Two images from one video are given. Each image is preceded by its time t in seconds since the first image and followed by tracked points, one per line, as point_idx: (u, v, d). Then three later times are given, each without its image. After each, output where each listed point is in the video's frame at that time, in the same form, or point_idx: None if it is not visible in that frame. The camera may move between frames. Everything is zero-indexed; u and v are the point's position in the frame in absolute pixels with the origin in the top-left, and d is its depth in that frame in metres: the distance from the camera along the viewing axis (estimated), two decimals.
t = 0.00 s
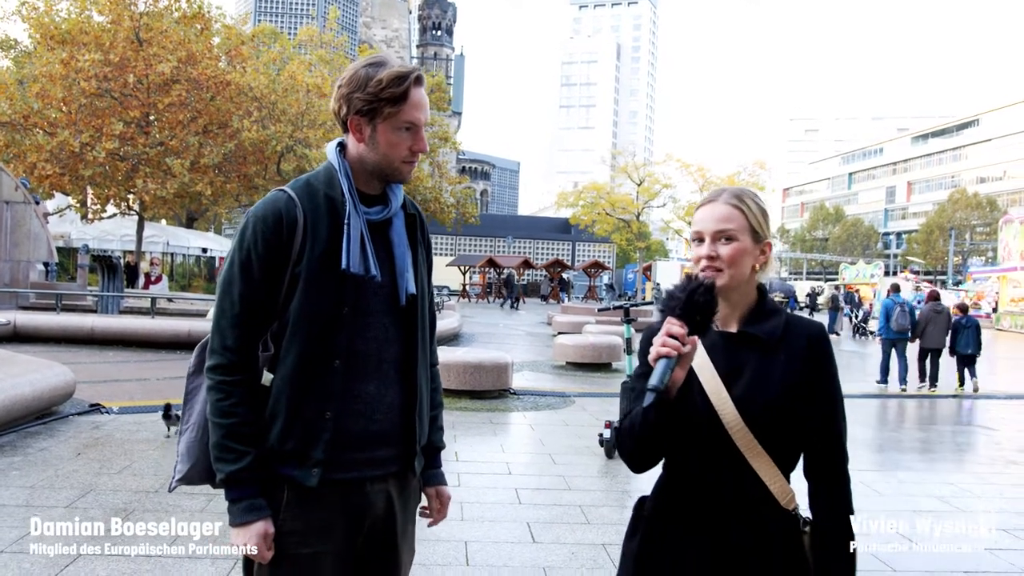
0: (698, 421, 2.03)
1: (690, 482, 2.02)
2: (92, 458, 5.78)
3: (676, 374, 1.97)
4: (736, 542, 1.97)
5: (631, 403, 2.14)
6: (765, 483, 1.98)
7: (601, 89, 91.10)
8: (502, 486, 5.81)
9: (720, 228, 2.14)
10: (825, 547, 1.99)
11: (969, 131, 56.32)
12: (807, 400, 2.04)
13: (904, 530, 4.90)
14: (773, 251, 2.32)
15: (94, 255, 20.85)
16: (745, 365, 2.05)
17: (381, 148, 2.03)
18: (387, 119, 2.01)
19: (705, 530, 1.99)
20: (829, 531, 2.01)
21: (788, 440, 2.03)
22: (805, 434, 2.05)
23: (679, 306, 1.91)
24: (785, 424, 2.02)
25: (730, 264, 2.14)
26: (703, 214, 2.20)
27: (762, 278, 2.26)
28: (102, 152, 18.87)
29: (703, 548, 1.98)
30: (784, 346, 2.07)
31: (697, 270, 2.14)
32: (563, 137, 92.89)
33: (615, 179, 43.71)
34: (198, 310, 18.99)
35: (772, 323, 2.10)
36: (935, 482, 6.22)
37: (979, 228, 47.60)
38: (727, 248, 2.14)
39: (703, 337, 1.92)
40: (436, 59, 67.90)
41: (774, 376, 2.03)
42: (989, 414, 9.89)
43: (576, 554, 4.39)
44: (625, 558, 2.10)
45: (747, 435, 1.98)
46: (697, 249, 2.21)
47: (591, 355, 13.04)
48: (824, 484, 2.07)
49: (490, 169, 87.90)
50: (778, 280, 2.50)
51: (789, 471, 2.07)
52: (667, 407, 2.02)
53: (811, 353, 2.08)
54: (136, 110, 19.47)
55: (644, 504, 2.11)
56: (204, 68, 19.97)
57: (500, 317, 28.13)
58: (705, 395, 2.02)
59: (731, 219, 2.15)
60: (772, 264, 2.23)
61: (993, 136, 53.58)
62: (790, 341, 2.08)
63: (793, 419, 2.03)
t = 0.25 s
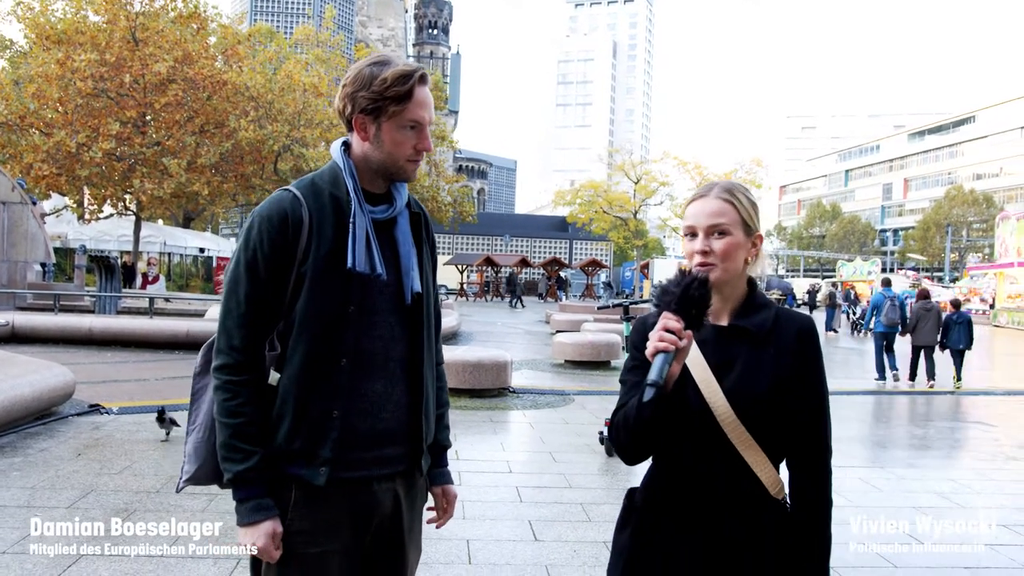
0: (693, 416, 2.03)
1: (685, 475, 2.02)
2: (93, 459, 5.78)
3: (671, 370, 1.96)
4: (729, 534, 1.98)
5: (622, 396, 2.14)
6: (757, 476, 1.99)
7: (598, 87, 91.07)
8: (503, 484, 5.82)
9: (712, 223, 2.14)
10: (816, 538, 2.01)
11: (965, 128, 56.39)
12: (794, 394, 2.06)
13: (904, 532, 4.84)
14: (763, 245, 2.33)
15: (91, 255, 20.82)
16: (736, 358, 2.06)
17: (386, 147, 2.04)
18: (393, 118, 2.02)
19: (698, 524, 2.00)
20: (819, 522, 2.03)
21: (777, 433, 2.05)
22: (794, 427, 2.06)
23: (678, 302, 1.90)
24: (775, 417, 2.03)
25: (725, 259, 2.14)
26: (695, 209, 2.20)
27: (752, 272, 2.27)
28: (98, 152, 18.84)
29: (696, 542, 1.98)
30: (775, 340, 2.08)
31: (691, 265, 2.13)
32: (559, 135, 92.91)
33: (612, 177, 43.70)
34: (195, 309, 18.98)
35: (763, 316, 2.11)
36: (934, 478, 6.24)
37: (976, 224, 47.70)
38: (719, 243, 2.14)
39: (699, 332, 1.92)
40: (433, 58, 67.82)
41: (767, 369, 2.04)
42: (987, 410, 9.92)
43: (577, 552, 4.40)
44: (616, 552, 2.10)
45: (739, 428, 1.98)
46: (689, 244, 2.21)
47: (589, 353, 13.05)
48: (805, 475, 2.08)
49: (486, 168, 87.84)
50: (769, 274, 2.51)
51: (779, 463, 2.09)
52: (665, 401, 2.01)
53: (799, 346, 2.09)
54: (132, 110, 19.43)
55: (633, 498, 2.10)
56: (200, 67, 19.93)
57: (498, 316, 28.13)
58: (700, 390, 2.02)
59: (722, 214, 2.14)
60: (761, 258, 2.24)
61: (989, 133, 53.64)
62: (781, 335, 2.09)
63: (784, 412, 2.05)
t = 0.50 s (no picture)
0: (700, 412, 2.03)
1: (691, 471, 2.02)
2: (93, 457, 5.78)
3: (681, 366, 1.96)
4: (737, 530, 1.99)
5: (629, 393, 2.14)
6: (764, 471, 2.00)
7: (595, 83, 91.00)
8: (503, 480, 5.83)
9: (714, 222, 2.15)
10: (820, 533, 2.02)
11: (962, 123, 56.45)
12: (799, 390, 2.07)
13: (904, 532, 4.74)
14: (766, 242, 2.34)
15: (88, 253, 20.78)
16: (744, 355, 2.06)
17: (391, 144, 2.04)
18: (398, 115, 2.02)
19: (704, 519, 2.01)
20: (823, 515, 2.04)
21: (783, 428, 2.05)
22: (798, 423, 2.07)
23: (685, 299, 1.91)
24: (781, 413, 2.04)
25: (726, 257, 2.15)
26: (697, 208, 2.21)
27: (757, 268, 2.27)
28: (95, 150, 18.82)
29: (704, 536, 1.99)
30: (781, 335, 2.09)
31: (693, 262, 2.14)
32: (556, 131, 92.87)
33: (609, 173, 43.69)
34: (193, 307, 18.96)
35: (769, 313, 2.11)
36: (934, 473, 6.26)
37: (972, 220, 47.79)
38: (721, 241, 2.15)
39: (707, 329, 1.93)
40: (429, 55, 67.72)
41: (772, 365, 2.05)
42: (985, 405, 9.95)
43: (579, 548, 4.41)
44: (622, 548, 2.10)
45: (747, 423, 1.99)
46: (692, 242, 2.21)
47: (588, 349, 13.06)
48: (809, 468, 2.09)
49: (484, 165, 87.78)
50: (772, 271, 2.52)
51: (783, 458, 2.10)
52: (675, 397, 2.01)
53: (803, 342, 2.10)
54: (129, 108, 19.40)
55: (639, 493, 2.10)
56: (197, 64, 19.88)
57: (496, 313, 28.14)
58: (705, 385, 2.02)
59: (724, 212, 2.15)
60: (766, 255, 2.24)
61: (986, 128, 53.69)
62: (785, 331, 2.10)
63: (789, 408, 2.06)
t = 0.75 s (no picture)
0: (708, 410, 2.03)
1: (699, 468, 2.02)
2: (93, 452, 5.78)
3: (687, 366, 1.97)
4: (747, 527, 1.99)
5: (640, 390, 2.14)
6: (773, 467, 2.00)
7: (594, 79, 90.89)
8: (503, 476, 5.83)
9: (720, 220, 2.15)
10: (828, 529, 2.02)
11: (960, 120, 56.47)
12: (809, 386, 2.06)
13: (904, 531, 4.71)
14: (774, 238, 2.33)
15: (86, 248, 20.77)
16: (752, 351, 2.06)
17: (397, 139, 2.03)
18: (404, 110, 2.01)
19: (712, 516, 2.01)
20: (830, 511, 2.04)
21: (792, 424, 2.05)
22: (807, 418, 2.07)
23: (693, 297, 1.91)
24: (789, 410, 2.04)
25: (733, 254, 2.14)
26: (706, 204, 2.20)
27: (765, 265, 2.27)
28: (93, 144, 18.84)
29: (712, 534, 2.00)
30: (788, 331, 2.09)
31: (702, 260, 2.13)
32: (555, 126, 92.80)
33: (608, 169, 43.67)
34: (191, 302, 18.94)
35: (778, 309, 2.10)
36: (933, 470, 6.28)
37: (971, 216, 47.83)
38: (728, 239, 2.15)
39: (714, 328, 1.93)
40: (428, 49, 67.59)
41: (781, 362, 2.04)
42: (984, 402, 9.98)
43: (580, 544, 4.42)
44: (631, 545, 2.11)
45: (754, 419, 1.99)
46: (701, 241, 2.21)
47: (587, 345, 13.07)
48: (820, 463, 2.09)
49: (482, 160, 87.72)
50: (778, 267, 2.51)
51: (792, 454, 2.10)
52: (683, 395, 2.01)
53: (811, 338, 2.09)
54: (127, 102, 19.39)
55: (648, 489, 2.10)
56: (195, 58, 19.86)
57: (494, 308, 28.17)
58: (714, 381, 2.02)
59: (730, 211, 2.15)
60: (774, 250, 2.23)
61: (985, 125, 53.72)
62: (794, 326, 2.09)
63: (797, 404, 2.05)
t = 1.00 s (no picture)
0: (710, 411, 2.04)
1: (699, 468, 2.04)
2: (91, 453, 5.78)
3: (685, 369, 2.00)
4: (749, 527, 1.99)
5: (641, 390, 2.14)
6: (774, 466, 2.00)
7: (592, 78, 90.84)
8: (501, 475, 5.84)
9: (724, 224, 2.15)
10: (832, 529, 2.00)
11: (958, 118, 56.53)
12: (813, 387, 2.06)
13: (904, 531, 4.68)
14: (779, 239, 2.33)
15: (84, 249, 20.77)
16: (753, 350, 2.07)
17: (394, 140, 2.03)
18: (401, 111, 2.01)
19: (712, 516, 2.02)
20: (834, 512, 2.02)
21: (794, 424, 2.05)
22: (810, 418, 2.07)
23: (690, 299, 1.92)
24: (792, 410, 2.03)
25: (736, 255, 2.14)
26: (710, 207, 2.20)
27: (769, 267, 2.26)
28: (91, 145, 18.81)
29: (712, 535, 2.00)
30: (789, 330, 2.09)
31: (702, 264, 2.14)
32: (553, 125, 92.78)
33: (606, 168, 43.66)
34: (190, 302, 18.93)
35: (779, 310, 2.10)
36: (932, 467, 6.29)
37: (969, 214, 47.88)
38: (731, 243, 2.15)
39: (712, 329, 1.94)
40: (426, 48, 67.63)
41: (782, 362, 2.04)
42: (982, 399, 9.99)
43: (578, 543, 4.42)
44: (635, 546, 2.12)
45: (754, 417, 2.00)
46: (704, 245, 2.22)
47: (585, 344, 13.07)
48: (826, 464, 2.07)
49: (480, 159, 87.69)
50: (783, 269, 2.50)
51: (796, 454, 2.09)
52: (683, 398, 2.03)
53: (814, 339, 2.08)
54: (125, 102, 19.37)
55: (653, 490, 2.12)
56: (193, 59, 19.86)
57: (493, 307, 28.17)
58: (716, 382, 2.04)
59: (733, 215, 2.15)
60: (778, 252, 2.23)
61: (982, 123, 53.78)
62: (796, 326, 2.09)
63: (800, 404, 2.05)
